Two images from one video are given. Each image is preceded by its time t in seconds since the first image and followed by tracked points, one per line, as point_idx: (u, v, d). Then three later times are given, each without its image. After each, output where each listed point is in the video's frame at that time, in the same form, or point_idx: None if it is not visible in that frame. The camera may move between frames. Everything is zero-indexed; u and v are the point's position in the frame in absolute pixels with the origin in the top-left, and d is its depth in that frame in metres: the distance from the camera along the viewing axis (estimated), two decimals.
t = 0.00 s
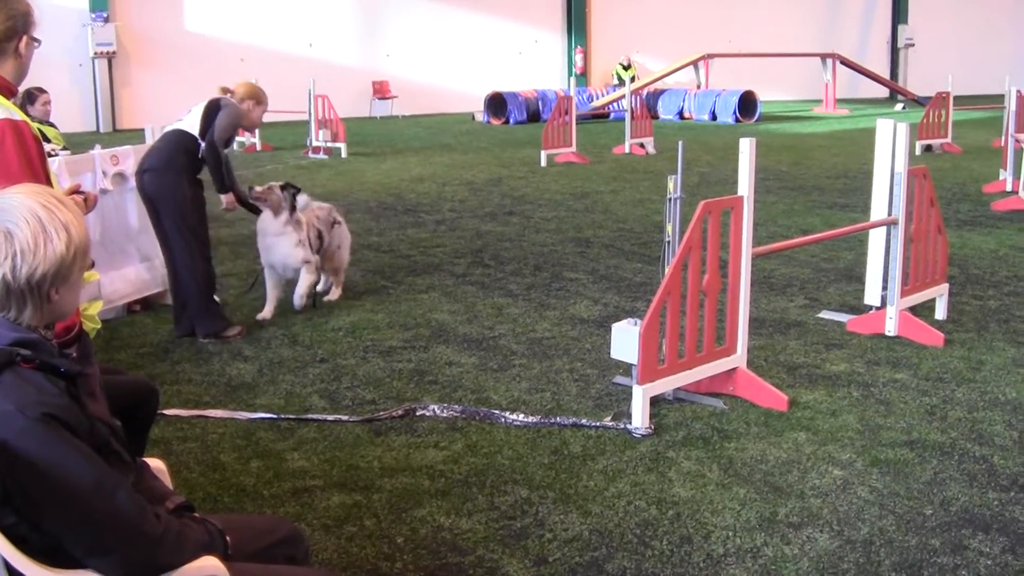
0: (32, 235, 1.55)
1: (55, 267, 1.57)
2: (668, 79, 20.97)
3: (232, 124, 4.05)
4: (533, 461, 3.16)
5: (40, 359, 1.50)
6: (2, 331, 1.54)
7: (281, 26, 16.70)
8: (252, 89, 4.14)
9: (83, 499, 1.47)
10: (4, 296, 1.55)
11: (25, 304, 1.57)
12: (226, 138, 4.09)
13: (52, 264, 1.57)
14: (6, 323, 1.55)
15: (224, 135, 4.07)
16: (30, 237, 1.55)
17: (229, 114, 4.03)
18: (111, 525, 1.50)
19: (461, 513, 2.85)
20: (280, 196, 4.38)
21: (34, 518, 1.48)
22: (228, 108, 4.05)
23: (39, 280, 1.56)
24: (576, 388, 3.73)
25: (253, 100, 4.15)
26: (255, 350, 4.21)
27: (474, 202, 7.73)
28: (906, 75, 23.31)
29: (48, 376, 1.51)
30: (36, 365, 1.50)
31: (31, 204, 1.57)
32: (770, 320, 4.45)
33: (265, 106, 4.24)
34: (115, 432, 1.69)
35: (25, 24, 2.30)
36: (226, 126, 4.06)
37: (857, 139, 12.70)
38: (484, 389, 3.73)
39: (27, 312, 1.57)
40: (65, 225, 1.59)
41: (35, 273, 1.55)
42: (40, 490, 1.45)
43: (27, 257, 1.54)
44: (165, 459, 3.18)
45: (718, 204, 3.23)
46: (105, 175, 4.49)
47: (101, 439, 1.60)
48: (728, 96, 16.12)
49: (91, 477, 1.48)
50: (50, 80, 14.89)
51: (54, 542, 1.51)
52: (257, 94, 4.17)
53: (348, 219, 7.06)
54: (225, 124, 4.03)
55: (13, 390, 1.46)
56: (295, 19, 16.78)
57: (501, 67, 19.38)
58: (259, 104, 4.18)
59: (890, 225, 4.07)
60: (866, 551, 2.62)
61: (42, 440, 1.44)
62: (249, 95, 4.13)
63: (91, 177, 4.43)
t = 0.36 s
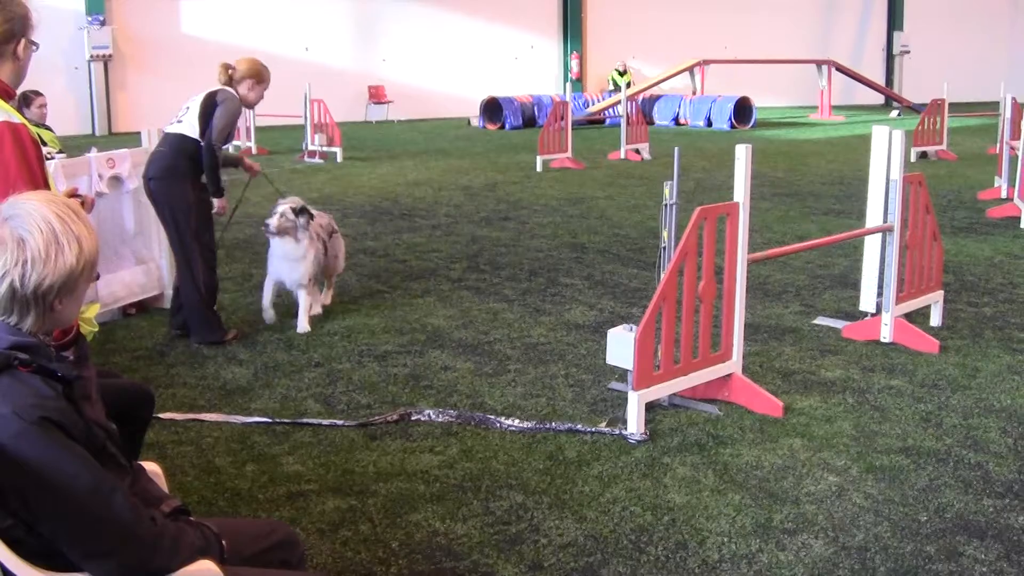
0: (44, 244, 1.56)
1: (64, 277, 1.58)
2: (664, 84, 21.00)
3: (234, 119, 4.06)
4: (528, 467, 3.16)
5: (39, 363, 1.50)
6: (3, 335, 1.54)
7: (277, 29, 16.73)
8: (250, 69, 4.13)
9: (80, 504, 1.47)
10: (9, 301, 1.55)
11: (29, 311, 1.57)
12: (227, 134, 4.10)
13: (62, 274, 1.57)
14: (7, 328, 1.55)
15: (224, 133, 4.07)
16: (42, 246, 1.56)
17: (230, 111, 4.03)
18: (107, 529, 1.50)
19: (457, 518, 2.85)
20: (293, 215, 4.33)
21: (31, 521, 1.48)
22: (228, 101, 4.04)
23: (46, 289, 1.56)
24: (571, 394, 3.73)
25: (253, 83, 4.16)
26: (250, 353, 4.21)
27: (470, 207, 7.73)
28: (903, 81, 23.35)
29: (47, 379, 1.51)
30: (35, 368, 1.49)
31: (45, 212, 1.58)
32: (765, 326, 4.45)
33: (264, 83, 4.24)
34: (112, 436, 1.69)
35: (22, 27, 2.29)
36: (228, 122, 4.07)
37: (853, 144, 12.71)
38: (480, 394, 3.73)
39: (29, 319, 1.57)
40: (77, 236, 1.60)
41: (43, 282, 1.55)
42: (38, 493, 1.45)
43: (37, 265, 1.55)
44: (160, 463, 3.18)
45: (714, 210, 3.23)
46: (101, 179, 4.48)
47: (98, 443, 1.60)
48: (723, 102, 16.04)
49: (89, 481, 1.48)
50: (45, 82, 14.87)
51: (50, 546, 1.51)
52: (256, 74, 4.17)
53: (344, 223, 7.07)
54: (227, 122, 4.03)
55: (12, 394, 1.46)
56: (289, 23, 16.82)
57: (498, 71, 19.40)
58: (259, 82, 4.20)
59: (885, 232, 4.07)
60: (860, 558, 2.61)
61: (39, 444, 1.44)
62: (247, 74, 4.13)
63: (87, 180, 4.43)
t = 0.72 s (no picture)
0: (48, 243, 1.56)
1: (68, 276, 1.58)
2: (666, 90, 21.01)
3: (228, 109, 4.02)
4: (528, 471, 3.16)
5: (42, 362, 1.51)
6: (7, 334, 1.55)
7: (280, 30, 16.78)
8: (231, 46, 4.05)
9: (82, 503, 1.48)
10: (13, 300, 1.56)
11: (33, 310, 1.57)
12: (225, 125, 4.06)
13: (65, 273, 1.58)
14: (9, 327, 1.56)
15: (221, 126, 4.02)
16: (46, 245, 1.56)
17: (221, 103, 3.99)
18: (109, 529, 1.51)
19: (456, 522, 2.85)
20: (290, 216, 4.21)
21: (34, 521, 1.49)
22: (218, 92, 4.00)
23: (49, 289, 1.57)
24: (572, 399, 3.73)
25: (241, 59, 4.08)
26: (252, 355, 4.22)
27: (472, 211, 7.74)
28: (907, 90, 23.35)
29: (50, 378, 1.52)
30: (38, 367, 1.50)
31: (48, 211, 1.58)
32: (766, 333, 4.45)
33: (253, 53, 4.15)
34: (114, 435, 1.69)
35: (29, 25, 2.26)
36: (222, 114, 4.02)
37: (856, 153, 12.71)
38: (481, 398, 3.74)
39: (32, 318, 1.58)
40: (81, 236, 1.61)
41: (46, 281, 1.56)
42: (40, 492, 1.46)
43: (41, 264, 1.56)
44: (161, 463, 3.19)
45: (717, 216, 3.23)
46: (103, 179, 4.49)
47: (100, 443, 1.60)
48: (726, 109, 16.14)
49: (91, 481, 1.48)
50: (49, 82, 14.91)
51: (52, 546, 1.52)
52: (241, 48, 4.08)
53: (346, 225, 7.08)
54: (221, 114, 3.99)
55: (15, 393, 1.46)
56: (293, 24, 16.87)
57: (501, 75, 19.43)
58: (245, 55, 4.11)
59: (887, 240, 4.07)
60: (860, 566, 2.61)
61: (42, 442, 1.45)
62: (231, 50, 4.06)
63: (90, 180, 4.43)
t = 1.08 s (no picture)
0: (59, 241, 1.58)
1: (77, 274, 1.60)
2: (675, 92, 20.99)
3: (218, 97, 4.08)
4: (534, 472, 3.17)
5: (51, 359, 1.52)
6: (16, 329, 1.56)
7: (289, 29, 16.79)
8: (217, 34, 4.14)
9: (90, 500, 1.49)
10: (23, 297, 1.57)
11: (43, 307, 1.59)
12: (219, 113, 4.12)
13: (75, 271, 1.59)
14: (20, 323, 1.57)
15: (213, 115, 4.10)
16: (56, 242, 1.58)
17: (209, 93, 4.07)
18: (117, 525, 1.52)
19: (462, 522, 2.86)
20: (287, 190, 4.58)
21: (42, 517, 1.50)
22: (207, 83, 4.09)
23: (59, 286, 1.58)
24: (579, 401, 3.73)
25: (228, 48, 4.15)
26: (258, 354, 4.23)
27: (480, 212, 7.75)
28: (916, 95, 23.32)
29: (59, 376, 1.53)
30: (47, 365, 1.51)
31: (59, 208, 1.60)
32: (772, 337, 4.45)
33: (242, 41, 4.19)
34: (122, 432, 1.70)
35: (40, 24, 2.28)
36: (214, 103, 4.10)
37: (864, 157, 12.69)
38: (487, 399, 3.74)
39: (42, 315, 1.60)
40: (91, 233, 1.62)
41: (57, 278, 1.58)
42: (49, 489, 1.47)
43: (51, 262, 1.57)
44: (168, 460, 3.20)
45: (725, 220, 3.23)
46: (113, 176, 4.51)
47: (109, 440, 1.61)
48: (735, 112, 16.05)
49: (98, 478, 1.49)
50: (59, 79, 14.99)
51: (60, 542, 1.53)
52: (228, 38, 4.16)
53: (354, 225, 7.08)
54: (209, 103, 4.06)
55: (24, 390, 1.48)
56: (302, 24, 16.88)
57: (509, 76, 19.46)
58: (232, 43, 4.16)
59: (895, 245, 4.07)
60: (865, 571, 2.61)
61: (51, 438, 1.46)
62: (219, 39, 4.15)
63: (100, 177, 4.45)
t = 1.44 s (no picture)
0: (66, 239, 1.58)
1: (84, 272, 1.60)
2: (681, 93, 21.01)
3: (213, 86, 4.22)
4: (539, 472, 3.17)
5: (57, 357, 1.53)
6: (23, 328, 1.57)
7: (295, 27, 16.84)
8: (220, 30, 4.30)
9: (97, 497, 1.49)
10: (30, 296, 1.57)
11: (50, 305, 1.59)
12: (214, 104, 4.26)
13: (82, 269, 1.59)
14: (27, 320, 1.58)
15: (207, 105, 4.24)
16: (64, 240, 1.58)
17: (205, 84, 4.21)
18: (123, 523, 1.52)
19: (467, 522, 2.86)
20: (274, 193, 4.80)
21: (47, 515, 1.50)
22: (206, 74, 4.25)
23: (66, 284, 1.59)
24: (584, 400, 3.73)
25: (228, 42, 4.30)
26: (263, 352, 4.23)
27: (485, 210, 7.76)
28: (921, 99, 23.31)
29: (65, 373, 1.53)
30: (53, 363, 1.52)
31: (66, 206, 1.60)
32: (778, 337, 4.45)
33: (244, 36, 4.34)
34: (128, 430, 1.71)
35: (42, 23, 2.28)
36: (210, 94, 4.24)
37: (869, 159, 12.69)
38: (493, 398, 3.74)
39: (49, 313, 1.60)
40: (98, 231, 1.62)
41: (64, 277, 1.58)
42: (55, 486, 1.47)
43: (59, 260, 1.57)
44: (173, 459, 3.21)
45: (731, 219, 3.23)
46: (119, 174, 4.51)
47: (115, 438, 1.62)
48: (740, 111, 16.12)
49: (106, 476, 1.50)
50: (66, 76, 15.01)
51: (67, 539, 1.53)
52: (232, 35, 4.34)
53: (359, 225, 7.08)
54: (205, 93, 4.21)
55: (32, 387, 1.48)
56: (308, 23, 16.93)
57: (514, 77, 19.49)
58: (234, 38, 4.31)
59: (901, 245, 4.07)
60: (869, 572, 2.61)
61: (58, 436, 1.46)
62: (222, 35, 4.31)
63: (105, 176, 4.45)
